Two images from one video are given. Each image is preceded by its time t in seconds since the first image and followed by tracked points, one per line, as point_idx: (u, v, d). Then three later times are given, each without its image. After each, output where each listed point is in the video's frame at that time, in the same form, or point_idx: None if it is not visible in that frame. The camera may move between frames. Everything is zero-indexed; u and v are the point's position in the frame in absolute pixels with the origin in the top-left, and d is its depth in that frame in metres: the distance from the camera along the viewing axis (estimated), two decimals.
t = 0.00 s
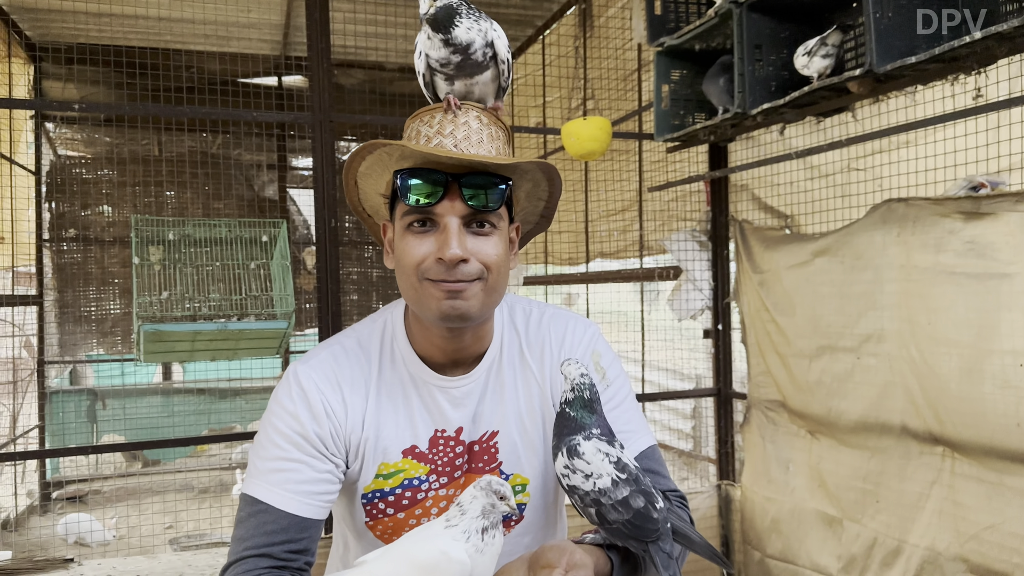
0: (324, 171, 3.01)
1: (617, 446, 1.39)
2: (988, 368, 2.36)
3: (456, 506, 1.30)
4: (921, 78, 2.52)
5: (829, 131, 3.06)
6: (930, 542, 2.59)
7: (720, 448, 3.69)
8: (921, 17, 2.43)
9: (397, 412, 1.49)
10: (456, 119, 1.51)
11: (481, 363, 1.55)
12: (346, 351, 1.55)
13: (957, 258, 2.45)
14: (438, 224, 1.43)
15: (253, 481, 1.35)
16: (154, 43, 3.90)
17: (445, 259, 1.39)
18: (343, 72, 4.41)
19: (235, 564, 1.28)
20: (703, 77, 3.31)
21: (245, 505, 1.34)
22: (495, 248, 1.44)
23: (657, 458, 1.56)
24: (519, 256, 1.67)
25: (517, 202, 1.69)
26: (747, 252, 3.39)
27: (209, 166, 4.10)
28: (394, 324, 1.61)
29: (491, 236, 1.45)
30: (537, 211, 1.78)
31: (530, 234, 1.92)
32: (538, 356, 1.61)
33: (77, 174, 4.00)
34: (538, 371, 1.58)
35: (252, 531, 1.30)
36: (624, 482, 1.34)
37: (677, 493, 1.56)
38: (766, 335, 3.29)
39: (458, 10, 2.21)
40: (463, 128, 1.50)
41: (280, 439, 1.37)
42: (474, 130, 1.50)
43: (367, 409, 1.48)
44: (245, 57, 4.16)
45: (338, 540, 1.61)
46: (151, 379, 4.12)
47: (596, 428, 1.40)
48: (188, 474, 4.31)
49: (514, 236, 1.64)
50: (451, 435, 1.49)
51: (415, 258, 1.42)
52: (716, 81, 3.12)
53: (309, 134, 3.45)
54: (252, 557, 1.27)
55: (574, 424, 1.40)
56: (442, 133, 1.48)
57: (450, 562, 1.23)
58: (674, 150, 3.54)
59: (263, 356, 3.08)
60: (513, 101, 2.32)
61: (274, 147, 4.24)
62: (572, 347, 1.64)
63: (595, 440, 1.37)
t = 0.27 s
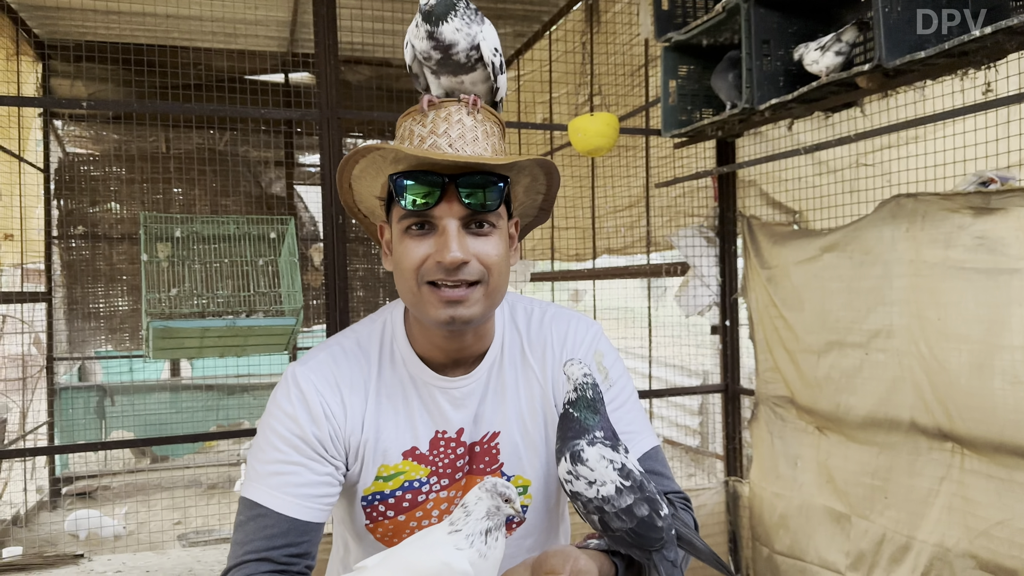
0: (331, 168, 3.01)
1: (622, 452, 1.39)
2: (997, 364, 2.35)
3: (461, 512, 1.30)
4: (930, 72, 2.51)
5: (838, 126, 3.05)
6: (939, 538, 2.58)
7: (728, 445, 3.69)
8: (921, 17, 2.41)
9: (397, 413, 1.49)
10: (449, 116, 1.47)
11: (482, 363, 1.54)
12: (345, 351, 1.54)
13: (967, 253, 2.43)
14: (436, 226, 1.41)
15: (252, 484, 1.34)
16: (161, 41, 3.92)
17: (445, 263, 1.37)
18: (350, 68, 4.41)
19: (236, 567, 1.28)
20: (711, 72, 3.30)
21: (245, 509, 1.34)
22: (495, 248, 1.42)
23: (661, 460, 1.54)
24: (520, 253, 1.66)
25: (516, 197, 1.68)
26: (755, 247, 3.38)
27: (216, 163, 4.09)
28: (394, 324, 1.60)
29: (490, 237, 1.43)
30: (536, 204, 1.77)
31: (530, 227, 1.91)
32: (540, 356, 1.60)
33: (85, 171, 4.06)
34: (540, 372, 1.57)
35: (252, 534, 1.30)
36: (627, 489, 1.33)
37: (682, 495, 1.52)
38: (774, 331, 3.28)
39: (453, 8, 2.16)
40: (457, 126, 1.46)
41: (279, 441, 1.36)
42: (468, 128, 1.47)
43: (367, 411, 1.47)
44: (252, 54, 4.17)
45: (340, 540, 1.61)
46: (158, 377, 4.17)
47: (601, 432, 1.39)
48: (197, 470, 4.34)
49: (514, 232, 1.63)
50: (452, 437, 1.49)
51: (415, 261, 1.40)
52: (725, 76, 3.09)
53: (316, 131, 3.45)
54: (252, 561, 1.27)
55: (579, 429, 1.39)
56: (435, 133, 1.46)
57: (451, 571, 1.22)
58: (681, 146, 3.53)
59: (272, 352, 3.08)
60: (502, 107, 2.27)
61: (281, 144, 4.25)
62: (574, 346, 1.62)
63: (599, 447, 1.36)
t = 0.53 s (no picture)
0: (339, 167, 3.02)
1: (629, 454, 1.39)
2: (1008, 362, 2.33)
3: (488, 525, 1.23)
4: (941, 69, 2.49)
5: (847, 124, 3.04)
6: (950, 537, 2.57)
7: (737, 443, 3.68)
8: (921, 17, 2.40)
9: (402, 413, 1.49)
10: (453, 115, 1.49)
11: (489, 362, 1.53)
12: (351, 351, 1.54)
13: (978, 251, 2.42)
14: (442, 226, 1.41)
15: (256, 482, 1.34)
16: (171, 40, 3.93)
17: (451, 262, 1.37)
18: (358, 67, 4.41)
19: (239, 565, 1.27)
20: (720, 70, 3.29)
21: (248, 506, 1.34)
22: (501, 247, 1.41)
23: (668, 462, 1.53)
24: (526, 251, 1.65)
25: (521, 194, 1.67)
26: (764, 245, 3.36)
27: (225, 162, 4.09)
28: (399, 323, 1.60)
29: (496, 235, 1.42)
30: (541, 200, 1.76)
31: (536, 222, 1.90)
32: (546, 356, 1.59)
33: (94, 170, 4.04)
34: (546, 372, 1.56)
35: (256, 532, 1.30)
36: (635, 491, 1.33)
37: (688, 498, 1.52)
38: (784, 329, 3.27)
39: (446, 20, 2.12)
40: (461, 124, 1.47)
41: (284, 439, 1.36)
42: (472, 125, 1.48)
43: (372, 410, 1.47)
44: (261, 52, 4.17)
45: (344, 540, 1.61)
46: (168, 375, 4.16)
47: (607, 433, 1.38)
48: (208, 467, 4.35)
49: (519, 229, 1.64)
50: (457, 436, 1.48)
51: (422, 262, 1.39)
52: (734, 74, 3.09)
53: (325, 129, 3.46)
54: (255, 559, 1.27)
55: (586, 430, 1.38)
56: (439, 132, 1.47)
57: None
58: (690, 143, 3.52)
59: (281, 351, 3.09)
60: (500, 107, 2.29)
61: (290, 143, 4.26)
62: (582, 346, 1.61)
63: (606, 448, 1.36)
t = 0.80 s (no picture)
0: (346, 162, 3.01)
1: (638, 447, 1.38)
2: (1017, 357, 2.32)
3: (479, 516, 1.25)
4: (949, 62, 2.47)
5: (855, 118, 3.02)
6: (957, 532, 2.56)
7: (744, 438, 3.68)
8: (921, 17, 2.37)
9: (409, 408, 1.49)
10: (455, 110, 1.49)
11: (497, 357, 1.54)
12: (357, 346, 1.55)
13: (986, 245, 2.41)
14: (447, 223, 1.40)
15: (264, 478, 1.35)
16: (176, 35, 3.92)
17: (457, 260, 1.37)
18: (364, 62, 4.39)
19: (247, 560, 1.29)
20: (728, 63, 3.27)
21: (257, 501, 1.35)
22: (508, 243, 1.41)
23: (679, 457, 1.50)
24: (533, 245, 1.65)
25: (526, 187, 1.67)
26: (772, 240, 3.35)
27: (232, 157, 4.05)
28: (406, 319, 1.60)
29: (503, 231, 1.42)
30: (546, 191, 1.76)
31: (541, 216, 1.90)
32: (554, 351, 1.59)
33: (101, 166, 4.01)
34: (554, 368, 1.56)
35: (264, 527, 1.31)
36: (645, 483, 1.31)
37: (699, 493, 1.48)
38: (791, 323, 3.26)
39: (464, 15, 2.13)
40: (463, 119, 1.47)
41: (292, 435, 1.37)
42: (474, 120, 1.48)
43: (379, 406, 1.47)
44: (267, 47, 4.16)
45: (353, 537, 1.62)
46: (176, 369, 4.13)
47: (614, 427, 1.39)
48: (215, 462, 4.37)
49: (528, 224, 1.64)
50: (464, 432, 1.49)
51: (428, 259, 1.39)
52: (742, 70, 3.08)
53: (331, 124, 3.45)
54: (264, 554, 1.28)
55: (592, 426, 1.39)
56: (440, 128, 1.47)
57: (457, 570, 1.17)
58: (697, 137, 3.51)
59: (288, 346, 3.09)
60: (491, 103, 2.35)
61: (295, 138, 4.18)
62: (591, 342, 1.60)
63: (613, 441, 1.36)
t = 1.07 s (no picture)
0: (347, 158, 3.01)
1: (639, 442, 1.36)
2: (1020, 353, 2.31)
3: (480, 499, 1.25)
4: (953, 57, 2.47)
5: (858, 113, 3.01)
6: (960, 528, 2.56)
7: (746, 434, 3.68)
8: (921, 17, 2.36)
9: (419, 404, 1.48)
10: (466, 98, 1.46)
11: (509, 353, 1.52)
12: (368, 341, 1.55)
13: (990, 240, 2.40)
14: (457, 210, 1.39)
15: (273, 471, 1.37)
16: (178, 31, 3.92)
17: (467, 246, 1.35)
18: (365, 57, 4.37)
19: (254, 553, 1.31)
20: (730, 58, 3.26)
21: (265, 494, 1.37)
22: (518, 231, 1.40)
23: (696, 460, 1.49)
24: (544, 240, 1.65)
25: (538, 178, 1.68)
26: (774, 235, 3.35)
27: (234, 153, 4.04)
28: (418, 314, 1.60)
29: (513, 219, 1.41)
30: (560, 185, 1.75)
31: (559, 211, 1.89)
32: (569, 348, 1.57)
33: (102, 161, 4.00)
34: (569, 365, 1.54)
35: (271, 521, 1.33)
36: (646, 477, 1.31)
37: (716, 499, 1.48)
38: (793, 319, 3.26)
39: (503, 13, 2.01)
40: (474, 107, 1.45)
41: (300, 429, 1.39)
42: (485, 108, 1.45)
43: (388, 401, 1.46)
44: (268, 44, 4.16)
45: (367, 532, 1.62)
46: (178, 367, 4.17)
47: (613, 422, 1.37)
48: (218, 458, 4.38)
49: (539, 216, 1.63)
50: (475, 429, 1.48)
51: (437, 248, 1.38)
52: (745, 65, 3.07)
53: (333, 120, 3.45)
54: (269, 547, 1.30)
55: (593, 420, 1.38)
56: (451, 116, 1.45)
57: (452, 554, 1.15)
58: (700, 133, 3.50)
59: (290, 342, 3.09)
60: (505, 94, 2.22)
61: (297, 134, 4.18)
62: (606, 338, 1.58)
63: (614, 435, 1.34)
